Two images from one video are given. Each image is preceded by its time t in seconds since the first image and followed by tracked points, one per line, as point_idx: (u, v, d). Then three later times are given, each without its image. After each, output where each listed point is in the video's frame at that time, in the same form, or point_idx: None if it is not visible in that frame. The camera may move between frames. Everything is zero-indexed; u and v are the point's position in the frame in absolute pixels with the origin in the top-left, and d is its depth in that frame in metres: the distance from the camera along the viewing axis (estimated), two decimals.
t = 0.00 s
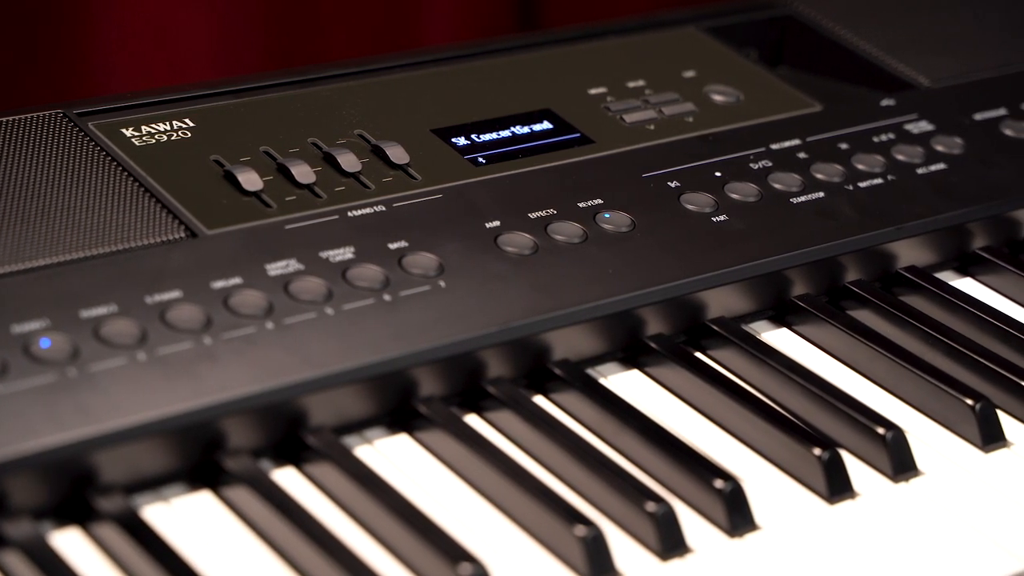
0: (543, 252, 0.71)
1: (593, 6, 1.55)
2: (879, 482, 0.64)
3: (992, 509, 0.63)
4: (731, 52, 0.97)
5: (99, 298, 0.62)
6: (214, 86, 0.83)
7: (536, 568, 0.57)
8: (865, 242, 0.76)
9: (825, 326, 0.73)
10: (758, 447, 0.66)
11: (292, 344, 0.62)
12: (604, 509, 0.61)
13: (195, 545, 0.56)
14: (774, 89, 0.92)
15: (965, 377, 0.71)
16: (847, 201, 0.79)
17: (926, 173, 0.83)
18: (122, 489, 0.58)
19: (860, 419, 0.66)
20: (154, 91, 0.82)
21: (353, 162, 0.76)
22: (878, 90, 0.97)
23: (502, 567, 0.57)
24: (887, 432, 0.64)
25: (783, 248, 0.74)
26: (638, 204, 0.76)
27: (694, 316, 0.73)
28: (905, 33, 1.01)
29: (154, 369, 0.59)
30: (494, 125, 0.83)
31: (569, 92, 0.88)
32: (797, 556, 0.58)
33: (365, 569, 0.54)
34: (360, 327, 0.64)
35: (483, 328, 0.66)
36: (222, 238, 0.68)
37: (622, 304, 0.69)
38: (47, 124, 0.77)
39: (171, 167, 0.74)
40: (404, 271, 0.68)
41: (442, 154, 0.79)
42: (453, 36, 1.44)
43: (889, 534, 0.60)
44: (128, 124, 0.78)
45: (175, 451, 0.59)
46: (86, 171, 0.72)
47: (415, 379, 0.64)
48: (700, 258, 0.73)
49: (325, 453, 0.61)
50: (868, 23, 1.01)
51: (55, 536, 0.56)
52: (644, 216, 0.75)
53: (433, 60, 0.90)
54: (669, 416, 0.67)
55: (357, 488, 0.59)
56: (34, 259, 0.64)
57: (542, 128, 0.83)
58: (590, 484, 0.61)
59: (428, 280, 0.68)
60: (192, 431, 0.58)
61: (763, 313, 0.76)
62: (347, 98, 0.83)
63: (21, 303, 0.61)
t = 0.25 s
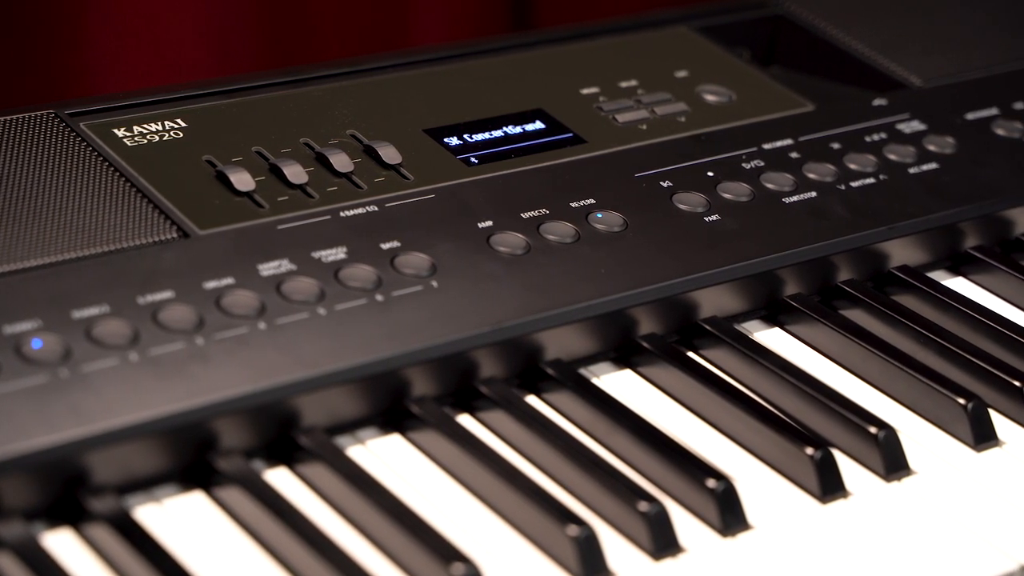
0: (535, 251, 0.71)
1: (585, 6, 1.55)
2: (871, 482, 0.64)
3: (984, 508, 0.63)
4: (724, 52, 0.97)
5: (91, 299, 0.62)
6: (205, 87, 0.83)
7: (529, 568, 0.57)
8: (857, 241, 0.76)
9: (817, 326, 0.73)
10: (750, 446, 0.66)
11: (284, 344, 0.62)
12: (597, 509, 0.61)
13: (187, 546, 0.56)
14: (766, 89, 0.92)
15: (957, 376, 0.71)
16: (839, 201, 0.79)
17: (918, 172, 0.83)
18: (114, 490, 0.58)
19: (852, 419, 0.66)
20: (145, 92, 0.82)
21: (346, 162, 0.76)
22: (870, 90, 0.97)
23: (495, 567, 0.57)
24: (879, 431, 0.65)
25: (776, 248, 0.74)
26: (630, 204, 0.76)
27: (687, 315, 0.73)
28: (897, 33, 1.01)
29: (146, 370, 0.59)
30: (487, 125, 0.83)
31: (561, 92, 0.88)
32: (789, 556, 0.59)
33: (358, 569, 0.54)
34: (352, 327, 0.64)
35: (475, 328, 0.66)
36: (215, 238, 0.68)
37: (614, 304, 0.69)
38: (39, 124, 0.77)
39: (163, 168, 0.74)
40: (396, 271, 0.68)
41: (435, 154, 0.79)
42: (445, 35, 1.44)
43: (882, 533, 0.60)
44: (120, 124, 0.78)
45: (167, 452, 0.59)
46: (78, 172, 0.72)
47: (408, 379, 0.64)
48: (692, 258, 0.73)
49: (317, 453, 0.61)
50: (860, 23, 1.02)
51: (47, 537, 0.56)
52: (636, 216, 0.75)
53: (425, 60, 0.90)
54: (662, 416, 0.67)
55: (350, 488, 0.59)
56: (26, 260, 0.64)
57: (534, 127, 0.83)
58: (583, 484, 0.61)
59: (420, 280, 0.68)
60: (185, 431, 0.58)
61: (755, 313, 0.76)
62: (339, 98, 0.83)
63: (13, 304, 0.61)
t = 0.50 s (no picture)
0: (527, 251, 0.71)
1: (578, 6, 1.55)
2: (863, 481, 0.64)
3: (975, 507, 0.63)
4: (715, 52, 0.97)
5: (82, 299, 0.62)
6: (197, 87, 0.83)
7: (521, 569, 0.57)
8: (848, 241, 0.76)
9: (808, 325, 0.74)
10: (742, 446, 0.66)
11: (276, 345, 0.62)
12: (589, 509, 0.61)
13: (179, 547, 0.56)
14: (758, 88, 0.92)
15: (949, 376, 0.71)
16: (830, 201, 0.79)
17: (909, 172, 0.83)
18: (105, 491, 0.58)
19: (844, 418, 0.66)
20: (136, 92, 0.82)
21: (337, 162, 0.75)
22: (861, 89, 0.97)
23: (487, 567, 0.57)
24: (871, 430, 0.65)
25: (767, 247, 0.74)
26: (622, 204, 0.76)
27: (679, 315, 0.73)
28: (888, 33, 1.01)
29: (138, 370, 0.59)
30: (478, 125, 0.83)
31: (553, 91, 0.88)
32: (781, 555, 0.59)
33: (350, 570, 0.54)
34: (344, 327, 0.64)
35: (467, 328, 0.66)
36: (206, 238, 0.68)
37: (606, 304, 0.69)
38: (30, 124, 0.77)
39: (154, 168, 0.74)
40: (388, 271, 0.68)
41: (427, 154, 0.79)
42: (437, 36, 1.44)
43: (873, 533, 0.60)
44: (110, 124, 0.78)
45: (158, 452, 0.59)
46: (68, 172, 0.72)
47: (400, 379, 0.64)
48: (684, 258, 0.73)
49: (309, 454, 0.61)
50: (851, 24, 1.02)
51: (38, 537, 0.56)
52: (628, 215, 0.75)
53: (417, 60, 0.90)
54: (654, 416, 0.67)
55: (342, 489, 0.59)
56: (17, 261, 0.64)
57: (526, 127, 0.83)
58: (575, 483, 0.61)
59: (412, 280, 0.68)
60: (176, 432, 0.58)
61: (747, 313, 0.76)
62: (331, 98, 0.83)
63: (3, 304, 0.61)
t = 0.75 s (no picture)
0: (518, 251, 0.71)
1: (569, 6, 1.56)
2: (854, 480, 0.64)
3: (966, 506, 0.63)
4: (706, 52, 0.97)
5: (72, 300, 0.62)
6: (187, 87, 0.83)
7: (512, 569, 0.57)
8: (839, 240, 0.76)
9: (799, 325, 0.74)
10: (733, 445, 0.66)
11: (267, 345, 0.62)
12: (580, 509, 0.61)
13: (170, 548, 0.56)
14: (749, 88, 0.92)
15: (940, 375, 0.71)
16: (822, 200, 0.79)
17: (900, 171, 0.83)
18: (96, 492, 0.58)
19: (835, 417, 0.66)
20: (126, 93, 0.82)
21: (328, 162, 0.75)
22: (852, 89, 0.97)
23: (478, 567, 0.57)
24: (862, 429, 0.65)
25: (759, 247, 0.74)
26: (613, 204, 0.76)
27: (670, 315, 0.73)
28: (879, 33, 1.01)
29: (128, 370, 0.59)
30: (469, 125, 0.83)
31: (544, 91, 0.88)
32: (772, 555, 0.59)
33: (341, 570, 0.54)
34: (335, 327, 0.64)
35: (459, 328, 0.66)
36: (197, 239, 0.68)
37: (597, 304, 0.69)
38: (21, 125, 0.76)
39: (145, 168, 0.74)
40: (379, 271, 0.68)
41: (418, 154, 0.79)
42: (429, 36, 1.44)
43: (865, 532, 0.60)
44: (101, 125, 0.78)
45: (149, 453, 0.58)
46: (59, 173, 0.72)
47: (391, 379, 0.64)
48: (675, 257, 0.73)
49: (300, 454, 0.61)
50: (841, 24, 1.02)
51: (29, 538, 0.55)
52: (619, 215, 0.75)
53: (408, 60, 0.90)
54: (645, 415, 0.67)
55: (333, 489, 0.59)
56: (7, 261, 0.64)
57: (517, 127, 0.83)
58: (567, 483, 0.61)
59: (403, 280, 0.68)
60: (167, 432, 0.58)
61: (738, 312, 0.76)
62: (322, 98, 0.83)
63: None
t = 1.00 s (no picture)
0: (508, 251, 0.71)
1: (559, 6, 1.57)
2: (844, 479, 0.64)
3: (956, 505, 0.63)
4: (697, 51, 0.97)
5: (62, 301, 0.62)
6: (177, 88, 0.83)
7: (503, 569, 0.57)
8: (830, 240, 0.76)
9: (790, 324, 0.74)
10: (724, 445, 0.66)
11: (257, 346, 0.62)
12: (571, 509, 0.61)
13: (160, 549, 0.56)
14: (738, 87, 0.92)
15: (930, 374, 0.71)
16: (812, 200, 0.79)
17: (890, 171, 0.84)
18: (86, 493, 0.58)
19: (825, 417, 0.66)
20: (116, 93, 0.82)
21: (318, 162, 0.75)
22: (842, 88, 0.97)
23: (470, 568, 0.57)
24: (852, 429, 0.65)
25: (749, 246, 0.74)
26: (603, 203, 0.76)
27: (660, 314, 0.73)
28: (868, 33, 1.01)
29: (118, 371, 0.59)
30: (460, 125, 0.83)
31: (534, 91, 0.88)
32: (762, 555, 0.59)
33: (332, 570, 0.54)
34: (326, 328, 0.64)
35: (449, 329, 0.66)
36: (187, 239, 0.68)
37: (588, 304, 0.69)
38: (10, 125, 0.76)
39: (135, 169, 0.73)
40: (370, 271, 0.68)
41: (408, 154, 0.79)
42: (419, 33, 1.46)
43: (855, 531, 0.60)
44: (91, 125, 0.77)
45: (139, 454, 0.58)
46: (49, 173, 0.72)
47: (381, 379, 0.64)
48: (665, 257, 0.73)
49: (290, 455, 0.61)
50: (831, 24, 1.02)
51: (18, 540, 0.55)
52: (609, 215, 0.75)
53: (398, 60, 0.90)
54: (636, 415, 0.67)
55: (324, 490, 0.59)
56: None
57: (507, 127, 0.83)
58: (557, 483, 0.61)
59: (394, 280, 0.68)
60: (158, 433, 0.58)
61: (729, 312, 0.76)
62: (312, 98, 0.83)
63: None
